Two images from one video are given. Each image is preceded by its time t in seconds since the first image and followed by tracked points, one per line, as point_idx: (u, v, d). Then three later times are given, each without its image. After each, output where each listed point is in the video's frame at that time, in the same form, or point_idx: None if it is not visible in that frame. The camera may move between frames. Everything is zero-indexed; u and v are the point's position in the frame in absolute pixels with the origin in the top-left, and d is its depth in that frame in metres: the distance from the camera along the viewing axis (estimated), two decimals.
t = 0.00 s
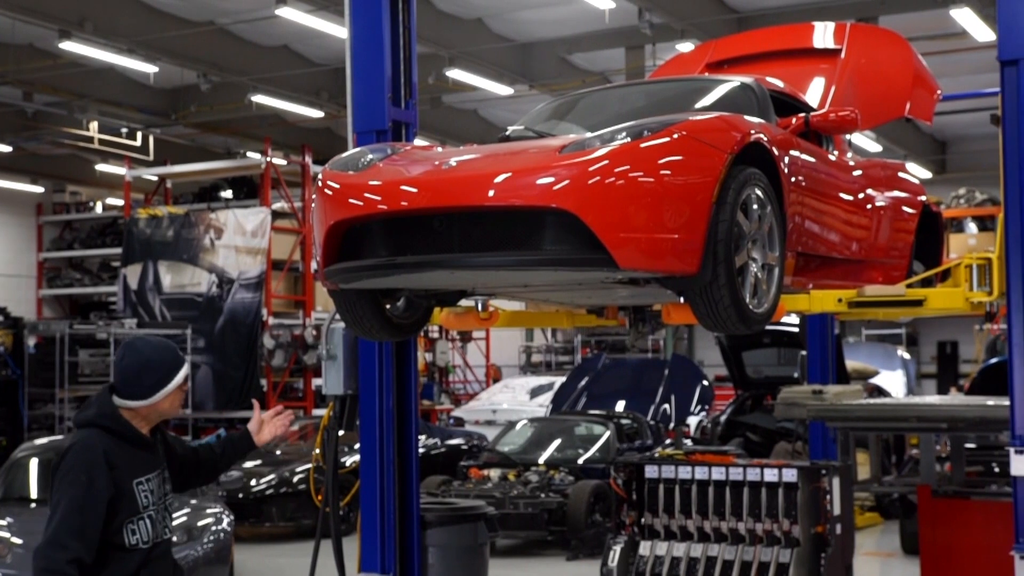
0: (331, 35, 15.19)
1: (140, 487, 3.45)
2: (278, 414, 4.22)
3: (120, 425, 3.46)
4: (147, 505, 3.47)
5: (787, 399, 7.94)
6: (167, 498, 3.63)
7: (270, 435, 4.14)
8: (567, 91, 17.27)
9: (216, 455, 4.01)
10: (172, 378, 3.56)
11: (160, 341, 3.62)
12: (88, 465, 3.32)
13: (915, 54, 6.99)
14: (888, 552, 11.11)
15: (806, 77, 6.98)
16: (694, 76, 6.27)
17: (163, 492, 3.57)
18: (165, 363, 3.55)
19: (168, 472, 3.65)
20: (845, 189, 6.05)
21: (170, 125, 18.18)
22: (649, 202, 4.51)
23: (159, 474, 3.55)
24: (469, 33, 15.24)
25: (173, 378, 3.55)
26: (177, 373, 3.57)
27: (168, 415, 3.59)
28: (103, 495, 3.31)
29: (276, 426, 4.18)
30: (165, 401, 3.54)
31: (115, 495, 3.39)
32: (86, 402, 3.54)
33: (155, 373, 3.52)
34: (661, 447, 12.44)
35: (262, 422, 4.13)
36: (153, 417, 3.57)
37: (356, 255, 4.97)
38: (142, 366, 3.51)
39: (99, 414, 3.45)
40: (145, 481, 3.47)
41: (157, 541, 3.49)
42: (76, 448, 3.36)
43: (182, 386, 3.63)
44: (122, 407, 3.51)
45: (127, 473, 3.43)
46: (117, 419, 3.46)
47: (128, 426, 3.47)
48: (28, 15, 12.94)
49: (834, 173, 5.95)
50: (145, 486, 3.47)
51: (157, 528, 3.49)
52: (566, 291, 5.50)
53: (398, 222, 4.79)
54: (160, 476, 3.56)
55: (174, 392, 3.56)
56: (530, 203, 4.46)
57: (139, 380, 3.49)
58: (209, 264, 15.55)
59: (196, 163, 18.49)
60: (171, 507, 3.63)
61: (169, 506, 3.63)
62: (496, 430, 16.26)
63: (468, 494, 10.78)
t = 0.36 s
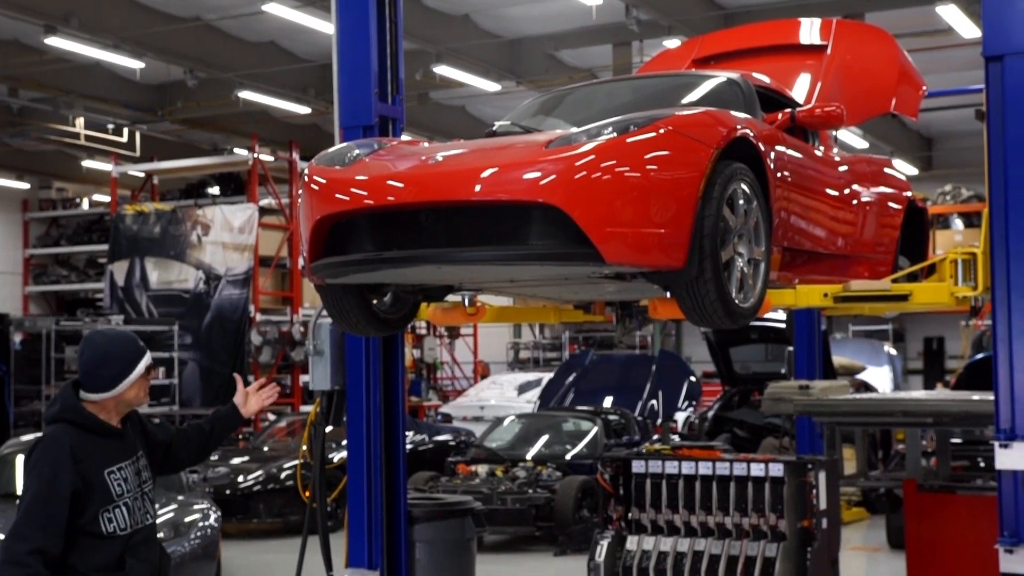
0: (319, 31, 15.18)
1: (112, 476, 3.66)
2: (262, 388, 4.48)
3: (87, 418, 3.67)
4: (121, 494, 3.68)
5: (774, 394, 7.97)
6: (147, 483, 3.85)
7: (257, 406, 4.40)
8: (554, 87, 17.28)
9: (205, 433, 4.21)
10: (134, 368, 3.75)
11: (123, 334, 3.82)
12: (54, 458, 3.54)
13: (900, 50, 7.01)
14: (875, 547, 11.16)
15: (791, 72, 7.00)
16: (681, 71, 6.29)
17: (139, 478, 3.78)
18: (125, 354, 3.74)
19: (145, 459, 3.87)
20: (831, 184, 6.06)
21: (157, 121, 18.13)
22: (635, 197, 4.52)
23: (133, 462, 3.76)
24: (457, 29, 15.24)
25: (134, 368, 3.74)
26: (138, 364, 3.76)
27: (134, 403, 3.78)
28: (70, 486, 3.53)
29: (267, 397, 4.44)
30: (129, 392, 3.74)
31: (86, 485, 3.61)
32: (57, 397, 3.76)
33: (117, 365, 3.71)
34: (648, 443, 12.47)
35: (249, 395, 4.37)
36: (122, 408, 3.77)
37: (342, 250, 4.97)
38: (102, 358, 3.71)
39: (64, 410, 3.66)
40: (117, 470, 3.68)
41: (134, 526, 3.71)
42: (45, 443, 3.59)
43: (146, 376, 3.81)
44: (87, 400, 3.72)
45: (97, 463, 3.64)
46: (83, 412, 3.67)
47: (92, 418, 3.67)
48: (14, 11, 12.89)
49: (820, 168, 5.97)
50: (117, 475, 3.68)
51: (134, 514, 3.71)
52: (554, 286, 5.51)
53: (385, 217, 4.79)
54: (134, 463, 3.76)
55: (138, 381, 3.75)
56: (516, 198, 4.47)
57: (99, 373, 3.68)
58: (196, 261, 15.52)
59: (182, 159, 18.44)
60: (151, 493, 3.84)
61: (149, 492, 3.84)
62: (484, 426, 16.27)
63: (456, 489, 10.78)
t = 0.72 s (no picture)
0: (311, 18, 15.15)
1: (110, 460, 3.89)
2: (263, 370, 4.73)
3: (86, 403, 3.91)
4: (118, 477, 3.90)
5: (767, 380, 7.99)
6: (146, 467, 4.08)
7: (260, 389, 4.63)
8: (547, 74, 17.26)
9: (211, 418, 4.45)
10: (126, 355, 3.95)
11: (123, 322, 4.03)
12: (55, 443, 3.78)
13: (893, 37, 7.00)
14: (867, 533, 11.20)
15: (783, 59, 6.99)
16: (672, 58, 6.29)
17: (138, 463, 4.01)
18: (118, 339, 3.97)
19: (146, 444, 4.10)
20: (823, 171, 6.07)
21: (149, 109, 18.08)
22: (627, 183, 4.52)
23: (133, 447, 4.00)
24: (450, 16, 15.22)
25: (124, 356, 3.94)
26: (127, 351, 3.96)
27: (127, 389, 3.99)
28: (69, 469, 3.75)
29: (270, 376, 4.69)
30: (122, 377, 3.95)
31: (85, 469, 3.84)
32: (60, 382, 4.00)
33: (109, 350, 3.93)
34: (642, 430, 12.48)
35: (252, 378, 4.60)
36: (120, 393, 4.01)
37: (334, 237, 4.96)
38: (96, 344, 3.93)
39: (65, 394, 3.92)
40: (115, 454, 3.91)
41: (131, 509, 3.93)
42: (46, 426, 3.83)
43: (141, 363, 4.00)
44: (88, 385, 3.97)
45: (96, 448, 3.87)
46: (82, 397, 3.91)
47: (91, 404, 3.91)
48: None
49: (812, 155, 5.97)
50: (115, 459, 3.91)
51: (131, 498, 3.94)
52: (546, 273, 5.51)
53: (376, 204, 4.79)
54: (134, 448, 4.00)
55: (131, 367, 3.96)
56: (508, 184, 4.46)
57: (93, 359, 3.91)
58: (189, 248, 15.50)
59: (175, 147, 18.40)
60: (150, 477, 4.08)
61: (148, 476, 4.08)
62: (477, 413, 16.29)
63: (449, 476, 10.80)
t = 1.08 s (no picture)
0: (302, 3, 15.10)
1: (89, 441, 4.14)
2: (250, 360, 4.90)
3: (67, 381, 4.19)
4: (96, 459, 4.15)
5: (756, 366, 7.99)
6: (132, 453, 4.31)
7: (247, 381, 4.84)
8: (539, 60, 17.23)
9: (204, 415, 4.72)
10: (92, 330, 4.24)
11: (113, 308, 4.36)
12: (33, 418, 4.05)
13: (883, 22, 7.00)
14: (857, 518, 11.25)
15: (774, 44, 6.98)
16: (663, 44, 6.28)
17: (121, 446, 4.25)
18: (87, 318, 4.25)
19: (134, 430, 4.34)
20: (813, 157, 6.07)
21: (140, 94, 18.01)
22: (616, 169, 4.52)
23: (116, 431, 4.24)
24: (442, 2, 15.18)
25: (88, 329, 4.24)
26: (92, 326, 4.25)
27: (94, 367, 4.23)
28: (44, 446, 4.02)
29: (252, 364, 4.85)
30: (88, 351, 4.24)
31: (63, 448, 4.10)
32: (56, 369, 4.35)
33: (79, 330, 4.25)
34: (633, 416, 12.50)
35: (238, 371, 4.81)
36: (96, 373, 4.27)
37: (323, 223, 4.95)
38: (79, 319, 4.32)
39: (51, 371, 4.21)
40: (94, 436, 4.16)
41: (108, 492, 4.17)
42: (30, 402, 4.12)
43: (108, 344, 4.24)
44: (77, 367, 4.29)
45: (75, 429, 4.13)
46: (66, 376, 4.19)
47: (69, 379, 4.19)
48: None
49: (802, 142, 5.97)
50: (94, 441, 4.15)
51: (109, 480, 4.17)
52: (536, 259, 5.52)
53: (366, 190, 4.78)
54: (117, 432, 4.24)
55: (93, 343, 4.22)
56: (498, 170, 4.46)
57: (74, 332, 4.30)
58: (179, 235, 15.43)
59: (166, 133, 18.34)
60: (135, 463, 4.31)
61: (134, 461, 4.31)
62: (469, 400, 16.30)
63: (441, 463, 10.81)
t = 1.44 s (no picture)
0: None
1: (63, 427, 4.30)
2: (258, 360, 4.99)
3: (44, 366, 4.36)
4: (70, 445, 4.30)
5: (749, 353, 8.01)
6: (113, 440, 4.44)
7: (252, 377, 4.92)
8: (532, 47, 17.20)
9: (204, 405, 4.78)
10: (68, 315, 4.39)
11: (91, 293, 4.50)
12: (8, 401, 4.25)
13: (875, 9, 7.00)
14: (848, 505, 11.28)
15: (767, 32, 6.97)
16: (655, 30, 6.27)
17: (99, 433, 4.39)
18: (64, 304, 4.42)
19: (115, 417, 4.46)
20: (805, 144, 6.07)
21: (131, 81, 17.94)
22: (608, 155, 4.52)
23: (93, 418, 4.38)
24: None
25: (65, 313, 4.39)
26: (69, 310, 4.39)
27: (70, 351, 4.37)
28: (15, 430, 4.20)
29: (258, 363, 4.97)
30: (65, 335, 4.38)
31: (38, 433, 4.27)
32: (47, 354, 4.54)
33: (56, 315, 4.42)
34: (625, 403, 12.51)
35: (242, 367, 4.90)
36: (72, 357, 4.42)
37: (314, 209, 4.94)
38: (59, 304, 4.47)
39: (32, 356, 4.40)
40: (68, 422, 4.31)
41: (82, 479, 4.32)
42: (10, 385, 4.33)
43: (83, 328, 4.38)
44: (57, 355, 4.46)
45: (50, 415, 4.29)
46: (42, 362, 4.37)
47: (45, 364, 4.36)
48: None
49: (794, 128, 5.97)
50: (68, 427, 4.31)
51: (83, 467, 4.32)
52: (528, 246, 5.51)
53: (357, 177, 4.77)
54: (94, 418, 4.38)
55: (68, 328, 4.38)
56: (488, 156, 4.45)
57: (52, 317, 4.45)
58: (172, 222, 15.43)
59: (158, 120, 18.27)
60: (116, 450, 4.44)
61: (114, 449, 4.44)
62: (462, 387, 16.31)
63: (433, 450, 10.82)
